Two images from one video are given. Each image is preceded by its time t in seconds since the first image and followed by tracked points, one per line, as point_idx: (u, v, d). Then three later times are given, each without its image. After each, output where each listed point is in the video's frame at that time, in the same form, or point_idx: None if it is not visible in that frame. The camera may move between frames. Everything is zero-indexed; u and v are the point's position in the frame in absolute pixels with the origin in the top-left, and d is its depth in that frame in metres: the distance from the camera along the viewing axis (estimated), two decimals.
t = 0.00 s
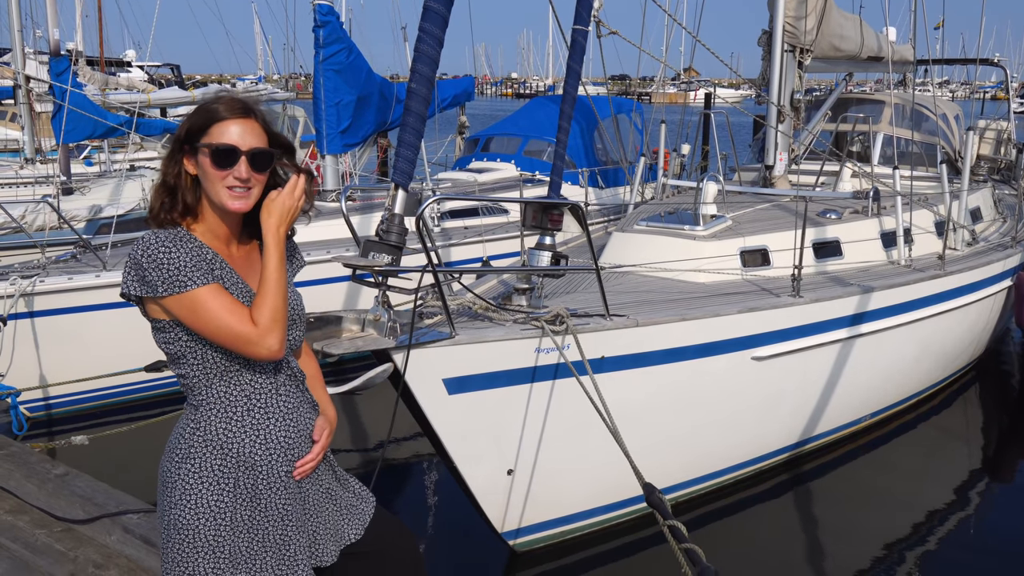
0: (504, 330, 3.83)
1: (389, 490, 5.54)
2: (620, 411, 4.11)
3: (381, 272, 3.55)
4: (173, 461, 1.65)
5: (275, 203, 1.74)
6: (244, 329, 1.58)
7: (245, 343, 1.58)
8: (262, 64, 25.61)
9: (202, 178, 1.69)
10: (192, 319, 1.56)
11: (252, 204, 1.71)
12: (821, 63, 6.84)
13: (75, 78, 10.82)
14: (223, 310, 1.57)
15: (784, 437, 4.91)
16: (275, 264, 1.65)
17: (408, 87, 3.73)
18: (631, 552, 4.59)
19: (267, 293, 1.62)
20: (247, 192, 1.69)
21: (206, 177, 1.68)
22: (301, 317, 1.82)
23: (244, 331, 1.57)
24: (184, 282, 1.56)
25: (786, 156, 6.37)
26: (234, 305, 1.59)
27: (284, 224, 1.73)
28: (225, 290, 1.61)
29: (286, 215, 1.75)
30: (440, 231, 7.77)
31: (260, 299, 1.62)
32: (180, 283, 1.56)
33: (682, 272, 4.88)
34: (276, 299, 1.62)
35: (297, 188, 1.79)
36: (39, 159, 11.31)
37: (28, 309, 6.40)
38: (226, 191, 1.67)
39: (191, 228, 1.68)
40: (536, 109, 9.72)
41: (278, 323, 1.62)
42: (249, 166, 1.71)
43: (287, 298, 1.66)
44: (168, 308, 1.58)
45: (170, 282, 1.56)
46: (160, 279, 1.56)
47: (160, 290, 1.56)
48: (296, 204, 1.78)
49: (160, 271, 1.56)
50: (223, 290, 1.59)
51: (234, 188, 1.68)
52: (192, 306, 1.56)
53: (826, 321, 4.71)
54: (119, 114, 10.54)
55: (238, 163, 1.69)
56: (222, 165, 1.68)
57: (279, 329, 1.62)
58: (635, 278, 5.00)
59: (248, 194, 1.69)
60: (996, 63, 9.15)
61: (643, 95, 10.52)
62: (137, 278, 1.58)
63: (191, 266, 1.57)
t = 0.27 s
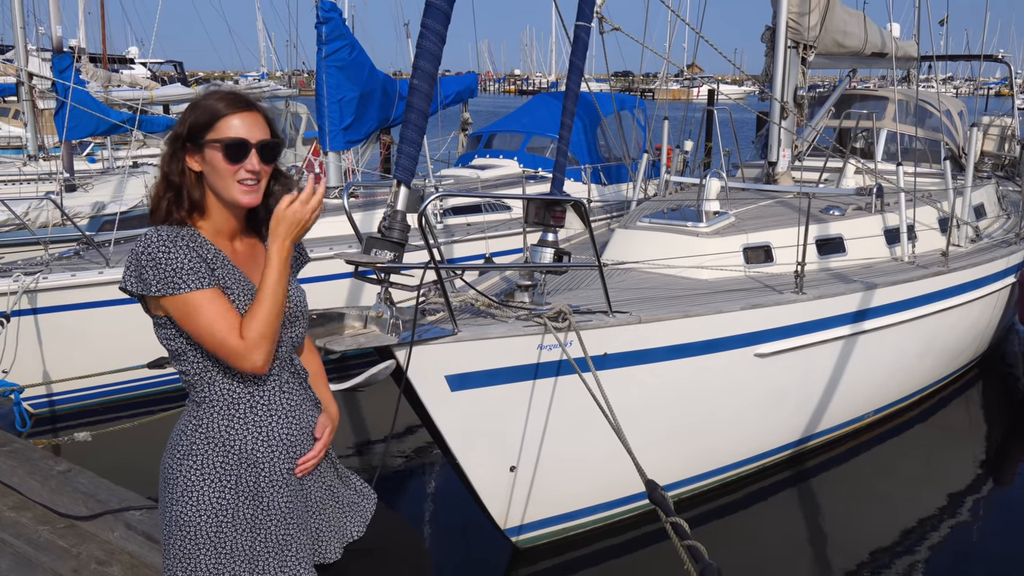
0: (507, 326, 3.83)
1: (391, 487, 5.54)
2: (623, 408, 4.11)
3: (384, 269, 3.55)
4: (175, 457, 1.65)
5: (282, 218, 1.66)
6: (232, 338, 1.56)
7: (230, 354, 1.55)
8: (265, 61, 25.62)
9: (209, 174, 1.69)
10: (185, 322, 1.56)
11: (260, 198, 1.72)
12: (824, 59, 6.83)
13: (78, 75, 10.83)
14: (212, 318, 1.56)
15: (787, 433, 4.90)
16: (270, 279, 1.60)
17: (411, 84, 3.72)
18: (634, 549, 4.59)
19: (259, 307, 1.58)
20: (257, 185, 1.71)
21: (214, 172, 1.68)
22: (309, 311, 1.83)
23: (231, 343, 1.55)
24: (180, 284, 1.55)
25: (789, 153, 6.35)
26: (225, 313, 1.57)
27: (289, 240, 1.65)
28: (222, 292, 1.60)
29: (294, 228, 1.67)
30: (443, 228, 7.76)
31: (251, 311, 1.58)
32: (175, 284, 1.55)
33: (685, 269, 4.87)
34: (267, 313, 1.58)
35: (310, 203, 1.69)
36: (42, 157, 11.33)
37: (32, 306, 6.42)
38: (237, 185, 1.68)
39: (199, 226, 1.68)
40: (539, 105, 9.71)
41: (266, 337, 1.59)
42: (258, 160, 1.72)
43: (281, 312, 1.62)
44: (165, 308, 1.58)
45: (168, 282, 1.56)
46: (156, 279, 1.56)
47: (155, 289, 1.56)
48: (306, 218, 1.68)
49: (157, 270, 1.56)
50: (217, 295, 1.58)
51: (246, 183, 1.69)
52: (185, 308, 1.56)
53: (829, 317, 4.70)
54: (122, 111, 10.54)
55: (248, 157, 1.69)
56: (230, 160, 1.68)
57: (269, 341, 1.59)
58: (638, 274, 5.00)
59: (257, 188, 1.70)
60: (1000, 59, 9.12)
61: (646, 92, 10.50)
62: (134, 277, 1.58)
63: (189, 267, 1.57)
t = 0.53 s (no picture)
0: (510, 324, 3.83)
1: (394, 485, 5.55)
2: (625, 406, 4.10)
3: (386, 267, 3.54)
4: (178, 454, 1.65)
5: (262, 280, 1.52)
6: (192, 365, 1.54)
7: (193, 378, 1.54)
8: (269, 59, 25.63)
9: (215, 170, 1.69)
10: (167, 331, 1.56)
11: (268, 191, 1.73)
12: (828, 56, 6.81)
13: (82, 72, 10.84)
14: (186, 336, 1.55)
15: (790, 432, 4.90)
16: (241, 326, 1.53)
17: (413, 81, 3.72)
18: (638, 547, 4.59)
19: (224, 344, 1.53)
20: (264, 179, 1.71)
21: (220, 168, 1.69)
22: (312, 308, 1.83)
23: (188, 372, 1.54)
24: (167, 290, 1.54)
25: (792, 150, 6.34)
26: (200, 332, 1.56)
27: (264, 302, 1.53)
28: (208, 305, 1.58)
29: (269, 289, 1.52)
30: (446, 225, 7.76)
31: (220, 342, 1.54)
32: (162, 290, 1.54)
33: (688, 267, 4.86)
34: (230, 355, 1.53)
35: (292, 271, 1.51)
36: (45, 154, 11.35)
37: (35, 304, 6.43)
38: (244, 180, 1.68)
39: (206, 224, 1.68)
40: (542, 103, 9.70)
41: (229, 372, 1.55)
42: (264, 154, 1.72)
43: (250, 353, 1.56)
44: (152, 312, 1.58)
45: (155, 286, 1.54)
46: (146, 279, 1.54)
47: (143, 291, 1.54)
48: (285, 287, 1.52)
49: (149, 271, 1.55)
50: (200, 309, 1.56)
51: (252, 177, 1.69)
52: (167, 319, 1.55)
53: (832, 315, 4.69)
54: (125, 108, 10.55)
55: (254, 151, 1.70)
56: (236, 155, 1.68)
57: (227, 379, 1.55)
58: (640, 272, 4.99)
59: (265, 182, 1.70)
60: (1005, 56, 9.09)
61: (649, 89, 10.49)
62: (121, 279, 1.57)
63: (180, 273, 1.55)
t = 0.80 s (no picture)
0: (511, 323, 3.83)
1: (396, 484, 5.55)
2: (627, 405, 4.10)
3: (388, 266, 3.55)
4: (177, 454, 1.66)
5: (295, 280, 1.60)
6: (190, 366, 1.55)
7: (187, 380, 1.55)
8: (270, 58, 25.62)
9: (213, 169, 1.69)
10: (163, 332, 1.56)
11: (266, 188, 1.73)
12: (830, 55, 6.80)
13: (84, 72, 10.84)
14: (183, 336, 1.56)
15: (791, 431, 4.90)
16: (249, 328, 1.56)
17: (415, 80, 3.72)
18: (639, 546, 4.59)
19: (226, 347, 1.55)
20: (262, 177, 1.71)
21: (218, 167, 1.69)
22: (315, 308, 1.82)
23: (186, 372, 1.55)
24: (168, 290, 1.54)
25: (794, 149, 6.32)
26: (198, 334, 1.56)
27: (293, 301, 1.59)
28: (206, 306, 1.58)
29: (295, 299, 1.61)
30: (448, 224, 7.76)
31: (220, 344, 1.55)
32: (162, 290, 1.54)
33: (690, 265, 4.86)
34: (231, 357, 1.55)
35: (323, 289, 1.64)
36: (47, 154, 11.35)
37: (38, 303, 6.44)
38: (242, 178, 1.68)
39: (204, 223, 1.68)
40: (544, 102, 9.69)
41: (226, 375, 1.56)
42: (261, 151, 1.72)
43: (252, 355, 1.58)
44: (151, 312, 1.58)
45: (155, 286, 1.54)
46: (146, 280, 1.55)
47: (144, 292, 1.54)
48: (318, 295, 1.62)
49: (149, 271, 1.55)
50: (197, 311, 1.57)
51: (249, 175, 1.69)
52: (164, 319, 1.56)
53: (834, 314, 4.69)
54: (127, 108, 10.56)
55: (251, 148, 1.70)
56: (233, 153, 1.69)
57: (225, 380, 1.56)
58: (642, 271, 4.99)
59: (263, 179, 1.70)
60: (1007, 54, 9.08)
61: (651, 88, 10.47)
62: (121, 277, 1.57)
63: (179, 274, 1.55)
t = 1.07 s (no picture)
0: (512, 323, 3.83)
1: (398, 484, 5.55)
2: (629, 404, 4.10)
3: (389, 266, 3.54)
4: (178, 454, 1.66)
5: (297, 283, 1.60)
6: (191, 368, 1.54)
7: (187, 381, 1.54)
8: (271, 59, 25.62)
9: (212, 171, 1.69)
10: (163, 333, 1.56)
11: (265, 189, 1.73)
12: (831, 54, 6.79)
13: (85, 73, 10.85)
14: (184, 337, 1.55)
15: (793, 430, 4.89)
16: (251, 330, 1.56)
17: (415, 80, 3.72)
18: (641, 546, 4.58)
19: (228, 348, 1.55)
20: (261, 177, 1.70)
21: (217, 168, 1.69)
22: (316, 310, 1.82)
23: (187, 374, 1.54)
24: (168, 291, 1.54)
25: (796, 148, 6.31)
26: (198, 336, 1.56)
27: (295, 304, 1.58)
28: (206, 308, 1.58)
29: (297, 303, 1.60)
30: (449, 225, 7.76)
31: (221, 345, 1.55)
32: (162, 291, 1.54)
33: (691, 265, 4.85)
34: (233, 359, 1.55)
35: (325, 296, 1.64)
36: (49, 155, 11.36)
37: (40, 304, 6.44)
38: (240, 179, 1.68)
39: (204, 224, 1.67)
40: (545, 102, 9.69)
41: (226, 376, 1.55)
42: (258, 152, 1.72)
43: (253, 356, 1.57)
44: (151, 314, 1.58)
45: (155, 288, 1.54)
46: (147, 281, 1.54)
47: (144, 293, 1.54)
48: (320, 300, 1.62)
49: (150, 272, 1.55)
50: (198, 313, 1.57)
51: (248, 176, 1.69)
52: (164, 320, 1.56)
53: (836, 314, 4.68)
54: (129, 109, 10.57)
55: (249, 149, 1.70)
56: (232, 155, 1.68)
57: (226, 382, 1.56)
58: (643, 271, 4.99)
59: (262, 180, 1.71)
60: (1009, 53, 9.07)
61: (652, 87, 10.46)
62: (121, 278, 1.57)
63: (180, 275, 1.55)
